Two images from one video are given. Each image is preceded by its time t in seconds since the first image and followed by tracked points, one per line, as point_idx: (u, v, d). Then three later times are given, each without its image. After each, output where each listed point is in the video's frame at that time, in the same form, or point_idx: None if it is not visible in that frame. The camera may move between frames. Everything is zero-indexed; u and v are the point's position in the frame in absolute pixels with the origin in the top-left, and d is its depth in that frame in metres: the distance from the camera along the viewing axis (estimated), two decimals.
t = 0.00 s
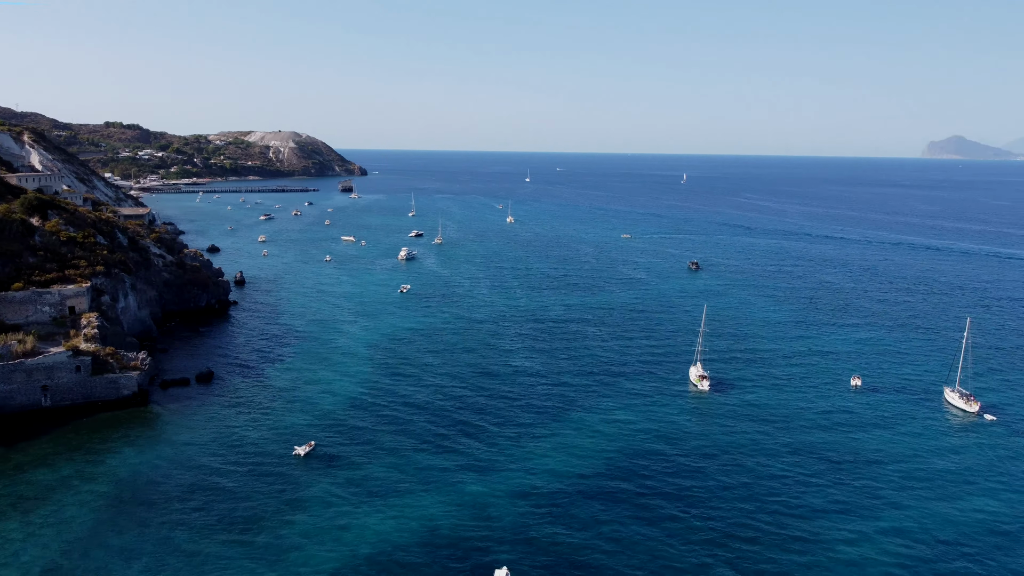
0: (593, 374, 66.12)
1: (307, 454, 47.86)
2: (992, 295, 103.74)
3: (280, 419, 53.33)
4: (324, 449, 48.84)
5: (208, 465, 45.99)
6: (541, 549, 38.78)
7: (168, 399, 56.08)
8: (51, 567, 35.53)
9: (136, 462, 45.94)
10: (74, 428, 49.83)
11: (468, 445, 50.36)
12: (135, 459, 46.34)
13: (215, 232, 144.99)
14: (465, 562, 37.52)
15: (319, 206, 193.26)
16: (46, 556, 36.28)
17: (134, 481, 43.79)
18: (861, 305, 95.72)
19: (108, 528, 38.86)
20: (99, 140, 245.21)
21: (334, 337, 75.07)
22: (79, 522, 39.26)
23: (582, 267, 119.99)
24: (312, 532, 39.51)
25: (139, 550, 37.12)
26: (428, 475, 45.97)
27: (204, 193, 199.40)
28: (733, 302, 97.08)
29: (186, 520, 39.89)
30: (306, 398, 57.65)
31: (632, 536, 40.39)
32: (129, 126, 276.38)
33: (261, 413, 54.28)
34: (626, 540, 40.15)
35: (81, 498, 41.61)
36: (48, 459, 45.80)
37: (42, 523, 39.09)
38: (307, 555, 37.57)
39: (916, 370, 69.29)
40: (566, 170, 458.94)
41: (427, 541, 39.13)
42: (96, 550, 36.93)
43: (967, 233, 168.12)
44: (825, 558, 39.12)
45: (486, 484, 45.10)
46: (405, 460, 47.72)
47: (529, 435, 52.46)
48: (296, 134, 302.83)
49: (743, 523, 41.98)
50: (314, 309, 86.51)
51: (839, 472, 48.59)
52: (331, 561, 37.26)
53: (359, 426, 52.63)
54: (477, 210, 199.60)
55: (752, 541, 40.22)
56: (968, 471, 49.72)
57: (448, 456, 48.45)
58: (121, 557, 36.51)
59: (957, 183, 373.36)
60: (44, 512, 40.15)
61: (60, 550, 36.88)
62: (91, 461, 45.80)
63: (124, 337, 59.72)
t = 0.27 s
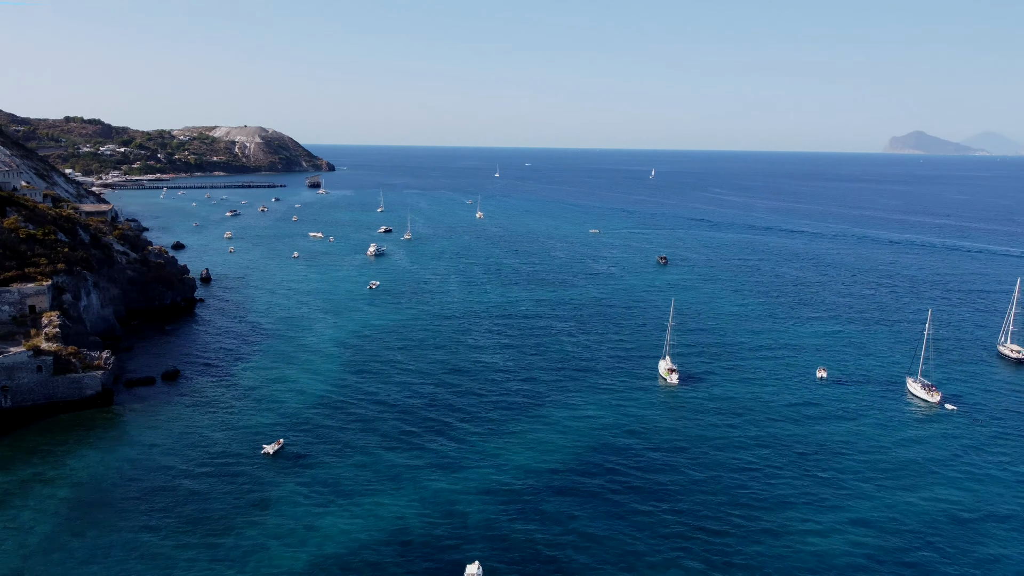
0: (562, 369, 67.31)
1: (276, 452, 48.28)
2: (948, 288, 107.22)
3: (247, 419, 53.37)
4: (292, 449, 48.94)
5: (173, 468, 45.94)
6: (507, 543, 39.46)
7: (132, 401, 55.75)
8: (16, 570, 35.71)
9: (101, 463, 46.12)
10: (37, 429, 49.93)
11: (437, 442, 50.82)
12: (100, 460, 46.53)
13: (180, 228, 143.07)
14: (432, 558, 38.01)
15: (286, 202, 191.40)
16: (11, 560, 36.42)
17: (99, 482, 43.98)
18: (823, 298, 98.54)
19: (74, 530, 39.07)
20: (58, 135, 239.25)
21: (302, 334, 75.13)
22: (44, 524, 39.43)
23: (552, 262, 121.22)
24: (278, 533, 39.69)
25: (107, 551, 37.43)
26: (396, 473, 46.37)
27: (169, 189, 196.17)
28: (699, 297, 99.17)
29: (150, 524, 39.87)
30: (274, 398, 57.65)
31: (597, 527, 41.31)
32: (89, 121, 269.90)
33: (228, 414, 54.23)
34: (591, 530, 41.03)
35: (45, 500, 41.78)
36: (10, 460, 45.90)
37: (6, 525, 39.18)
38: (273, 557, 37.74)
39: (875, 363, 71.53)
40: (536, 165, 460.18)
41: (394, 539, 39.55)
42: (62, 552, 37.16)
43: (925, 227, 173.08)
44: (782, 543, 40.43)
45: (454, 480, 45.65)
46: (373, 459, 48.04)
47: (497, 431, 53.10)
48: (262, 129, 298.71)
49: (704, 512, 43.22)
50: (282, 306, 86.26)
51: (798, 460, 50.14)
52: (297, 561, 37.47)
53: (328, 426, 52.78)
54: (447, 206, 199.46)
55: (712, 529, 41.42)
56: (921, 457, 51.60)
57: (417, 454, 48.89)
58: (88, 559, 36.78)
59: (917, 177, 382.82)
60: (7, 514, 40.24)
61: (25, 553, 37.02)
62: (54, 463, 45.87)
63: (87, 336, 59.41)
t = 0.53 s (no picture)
0: (531, 364, 68.43)
1: (243, 451, 48.55)
2: (906, 282, 110.61)
3: (213, 419, 53.56)
4: (260, 448, 49.14)
5: (137, 471, 45.79)
6: (475, 538, 40.08)
7: (95, 403, 55.37)
8: None
9: (63, 465, 46.23)
10: None
11: (406, 440, 51.23)
12: (63, 462, 46.63)
13: (143, 225, 140.82)
14: (400, 553, 38.69)
15: (252, 199, 189.16)
16: None
17: (61, 485, 44.02)
18: (787, 293, 101.28)
19: (39, 532, 39.11)
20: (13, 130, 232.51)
21: (270, 333, 75.04)
22: (7, 526, 39.43)
23: (521, 258, 122.27)
24: (245, 533, 39.77)
25: (72, 553, 37.53)
26: (364, 472, 46.69)
27: (131, 185, 192.45)
28: (666, 292, 101.15)
29: (114, 527, 39.79)
30: (241, 399, 57.56)
31: (562, 521, 42.19)
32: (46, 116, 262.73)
33: (193, 415, 54.10)
34: (557, 524, 41.87)
35: (6, 502, 41.79)
36: None
37: None
38: (239, 557, 37.84)
39: (836, 356, 73.75)
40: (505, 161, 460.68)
41: (362, 538, 39.90)
42: (26, 554, 37.26)
43: (885, 222, 177.86)
44: (741, 531, 41.97)
45: (423, 478, 46.13)
46: (342, 458, 48.29)
47: (466, 428, 53.69)
48: (227, 124, 294.08)
49: (666, 504, 44.44)
50: (250, 304, 85.86)
51: (759, 452, 51.71)
52: (263, 562, 37.63)
53: (296, 426, 52.86)
54: (416, 202, 199.07)
55: (674, 521, 42.63)
56: (878, 448, 53.49)
57: (385, 453, 49.25)
58: (53, 560, 36.91)
59: (878, 173, 392.54)
60: None
61: None
62: (15, 466, 45.81)
63: (48, 336, 58.92)
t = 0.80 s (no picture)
0: (500, 360, 69.71)
1: (211, 450, 49.12)
2: (867, 275, 113.94)
3: (179, 419, 53.99)
4: (227, 447, 49.72)
5: (102, 474, 46.00)
6: (438, 535, 40.73)
7: (58, 404, 55.57)
8: None
9: (26, 466, 46.65)
10: None
11: (374, 440, 51.72)
12: (26, 463, 46.94)
13: (106, 222, 138.82)
14: (365, 546, 39.67)
15: (218, 195, 187.04)
16: None
17: (25, 486, 44.32)
18: (750, 286, 104.05)
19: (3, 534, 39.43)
20: None
21: (238, 331, 75.20)
22: None
23: (491, 254, 123.35)
24: (207, 535, 39.97)
25: (37, 553, 37.98)
26: (331, 472, 47.10)
27: (92, 181, 188.88)
28: (634, 286, 103.19)
29: (74, 532, 39.83)
30: (207, 400, 57.54)
31: (526, 515, 43.05)
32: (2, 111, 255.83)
33: (158, 417, 54.08)
34: (520, 518, 42.72)
35: None
36: None
37: None
38: (200, 559, 38.04)
39: (799, 350, 75.83)
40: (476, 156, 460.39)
41: (327, 537, 40.29)
42: None
43: (849, 216, 182.03)
44: (696, 515, 43.79)
45: (390, 473, 47.14)
46: (309, 459, 48.62)
47: (435, 427, 54.33)
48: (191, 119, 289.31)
49: (627, 495, 45.61)
50: (217, 302, 85.77)
51: (718, 441, 53.74)
52: (225, 563, 37.83)
53: (263, 427, 53.04)
54: (386, 198, 198.67)
55: (634, 512, 43.78)
56: (834, 434, 55.55)
57: (353, 450, 50.14)
58: (18, 561, 37.33)
59: (841, 167, 401.20)
60: None
61: None
62: None
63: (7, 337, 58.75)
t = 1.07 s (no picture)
0: (469, 356, 70.75)
1: (178, 450, 49.44)
2: (828, 268, 117.29)
3: (145, 420, 54.12)
4: (194, 448, 50.07)
5: (67, 476, 46.11)
6: (407, 533, 41.42)
7: (20, 406, 55.23)
8: None
9: None
10: None
11: (343, 440, 52.18)
12: None
13: (67, 218, 136.31)
14: (333, 542, 40.53)
15: (183, 190, 184.45)
16: None
17: None
18: (715, 281, 106.51)
19: None
20: None
21: (205, 329, 75.07)
22: None
23: (461, 249, 124.11)
24: (173, 540, 40.14)
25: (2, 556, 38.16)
26: (300, 473, 47.47)
27: (52, 177, 184.80)
28: (601, 281, 104.90)
29: (35, 539, 39.67)
30: (174, 401, 57.41)
31: (493, 512, 43.97)
32: None
33: (123, 420, 53.92)
34: (487, 515, 43.62)
35: None
36: None
37: None
38: (167, 564, 38.22)
39: (760, 343, 78.19)
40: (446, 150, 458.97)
41: (295, 534, 41.09)
42: None
43: (813, 210, 186.04)
44: (655, 505, 45.47)
45: (357, 470, 47.98)
46: (277, 458, 49.22)
47: (405, 425, 54.98)
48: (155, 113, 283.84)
49: (592, 490, 46.81)
50: (183, 300, 85.32)
51: (678, 433, 55.54)
52: (193, 567, 38.08)
53: (231, 428, 53.15)
54: (355, 193, 197.84)
55: (596, 504, 45.15)
56: (790, 424, 57.70)
57: (322, 448, 50.84)
58: None
59: (806, 162, 409.31)
60: None
61: None
62: None
63: None
